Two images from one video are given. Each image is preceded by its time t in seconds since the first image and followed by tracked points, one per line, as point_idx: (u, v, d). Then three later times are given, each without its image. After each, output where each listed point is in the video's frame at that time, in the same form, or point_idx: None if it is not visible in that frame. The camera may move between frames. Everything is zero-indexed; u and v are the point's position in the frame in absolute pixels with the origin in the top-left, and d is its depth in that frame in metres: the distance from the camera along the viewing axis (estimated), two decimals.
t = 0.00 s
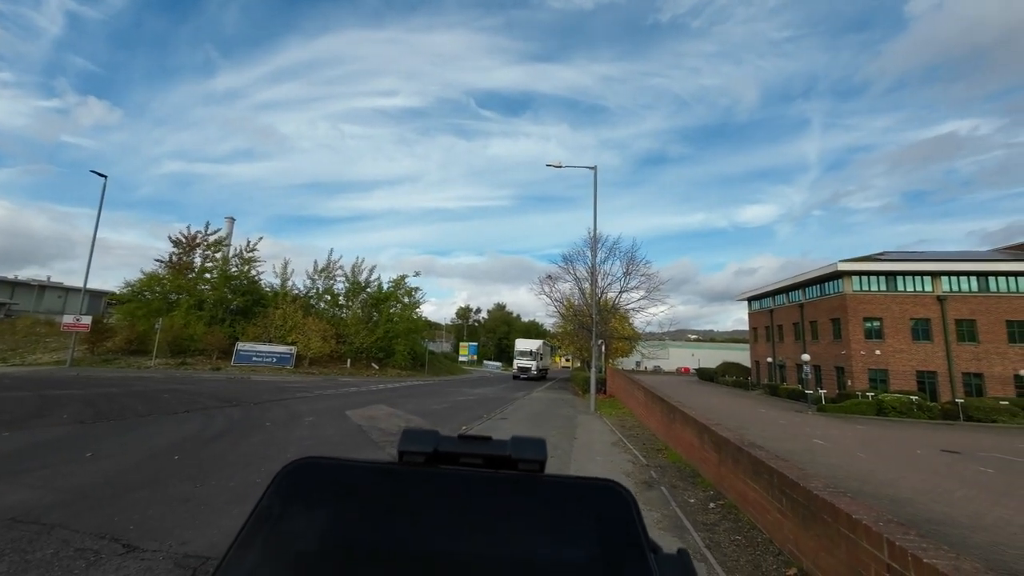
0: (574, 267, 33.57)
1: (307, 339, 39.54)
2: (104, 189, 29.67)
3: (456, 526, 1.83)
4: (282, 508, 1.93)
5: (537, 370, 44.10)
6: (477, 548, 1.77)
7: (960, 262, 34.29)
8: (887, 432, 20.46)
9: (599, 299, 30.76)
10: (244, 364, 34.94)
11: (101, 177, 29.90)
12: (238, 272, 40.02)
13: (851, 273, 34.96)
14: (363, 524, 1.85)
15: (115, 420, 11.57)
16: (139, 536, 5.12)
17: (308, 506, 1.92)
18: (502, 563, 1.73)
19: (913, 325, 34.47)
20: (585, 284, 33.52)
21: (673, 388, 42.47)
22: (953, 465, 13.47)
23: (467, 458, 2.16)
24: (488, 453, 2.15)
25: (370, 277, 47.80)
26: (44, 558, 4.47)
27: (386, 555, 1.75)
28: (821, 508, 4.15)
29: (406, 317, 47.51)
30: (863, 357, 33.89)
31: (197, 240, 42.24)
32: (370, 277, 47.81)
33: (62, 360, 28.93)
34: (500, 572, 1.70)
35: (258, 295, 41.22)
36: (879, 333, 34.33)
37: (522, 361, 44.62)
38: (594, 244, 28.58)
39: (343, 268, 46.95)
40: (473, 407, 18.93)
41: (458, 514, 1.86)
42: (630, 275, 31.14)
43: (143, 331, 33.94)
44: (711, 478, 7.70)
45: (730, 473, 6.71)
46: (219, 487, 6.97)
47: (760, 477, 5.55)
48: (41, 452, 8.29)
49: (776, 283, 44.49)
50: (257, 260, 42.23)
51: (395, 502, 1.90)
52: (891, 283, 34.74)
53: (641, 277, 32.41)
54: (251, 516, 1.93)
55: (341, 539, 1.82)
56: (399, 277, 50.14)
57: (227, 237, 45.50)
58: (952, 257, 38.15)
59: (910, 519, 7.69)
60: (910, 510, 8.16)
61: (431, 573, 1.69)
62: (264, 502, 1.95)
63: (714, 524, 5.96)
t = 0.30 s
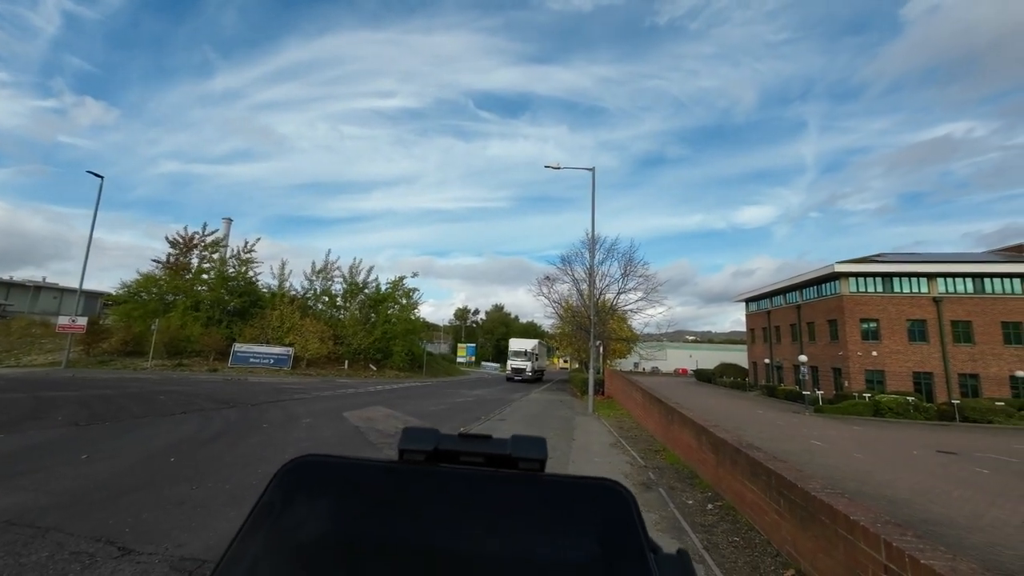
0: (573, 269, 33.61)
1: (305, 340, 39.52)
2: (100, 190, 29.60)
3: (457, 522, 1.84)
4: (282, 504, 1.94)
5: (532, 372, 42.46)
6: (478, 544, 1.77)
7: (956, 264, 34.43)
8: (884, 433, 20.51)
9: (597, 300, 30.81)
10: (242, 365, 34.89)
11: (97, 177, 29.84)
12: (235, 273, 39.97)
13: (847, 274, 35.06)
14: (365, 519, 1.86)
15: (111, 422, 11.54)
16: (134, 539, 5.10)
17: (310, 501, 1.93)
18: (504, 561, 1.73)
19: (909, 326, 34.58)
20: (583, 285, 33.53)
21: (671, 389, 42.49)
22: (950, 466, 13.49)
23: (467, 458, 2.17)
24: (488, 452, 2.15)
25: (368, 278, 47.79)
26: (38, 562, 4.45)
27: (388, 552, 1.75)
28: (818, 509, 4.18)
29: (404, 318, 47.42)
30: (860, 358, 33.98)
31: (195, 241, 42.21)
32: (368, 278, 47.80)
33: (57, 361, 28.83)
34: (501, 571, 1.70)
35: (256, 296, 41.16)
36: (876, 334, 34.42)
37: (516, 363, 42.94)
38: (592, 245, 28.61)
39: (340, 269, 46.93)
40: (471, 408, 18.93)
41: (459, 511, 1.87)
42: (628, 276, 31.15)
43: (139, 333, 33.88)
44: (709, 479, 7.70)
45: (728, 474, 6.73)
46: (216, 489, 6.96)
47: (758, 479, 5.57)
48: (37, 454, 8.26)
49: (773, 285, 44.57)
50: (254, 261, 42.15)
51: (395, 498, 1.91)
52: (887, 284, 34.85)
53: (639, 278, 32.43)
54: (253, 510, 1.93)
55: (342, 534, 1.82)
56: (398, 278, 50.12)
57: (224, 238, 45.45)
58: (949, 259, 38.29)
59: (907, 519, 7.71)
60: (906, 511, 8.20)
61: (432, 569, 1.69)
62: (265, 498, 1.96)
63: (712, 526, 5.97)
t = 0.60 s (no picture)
0: (570, 269, 33.64)
1: (301, 341, 39.48)
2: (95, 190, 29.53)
3: (457, 525, 1.84)
4: (279, 508, 1.93)
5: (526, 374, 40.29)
6: (477, 546, 1.78)
7: (951, 265, 34.58)
8: (879, 433, 20.59)
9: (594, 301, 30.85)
10: (238, 365, 34.80)
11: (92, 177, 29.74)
12: (231, 273, 39.89)
13: (843, 275, 35.17)
14: (365, 521, 1.86)
15: (105, 423, 11.50)
16: (128, 541, 5.08)
17: (310, 503, 1.93)
18: (504, 564, 1.74)
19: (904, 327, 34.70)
20: (580, 285, 33.55)
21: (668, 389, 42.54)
22: (945, 466, 13.54)
23: (465, 460, 2.17)
24: (486, 455, 2.16)
25: (365, 279, 47.75)
26: (30, 565, 4.43)
27: (388, 555, 1.76)
28: (814, 509, 4.19)
29: (402, 319, 47.37)
30: (855, 358, 34.11)
31: (191, 241, 42.12)
32: (365, 278, 47.76)
33: (51, 362, 28.72)
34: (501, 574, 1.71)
35: (252, 297, 41.05)
36: (871, 334, 34.54)
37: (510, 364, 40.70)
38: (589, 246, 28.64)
39: (337, 269, 46.88)
40: (469, 409, 18.92)
41: (459, 513, 1.87)
42: (625, 277, 31.18)
43: (134, 333, 33.78)
44: (706, 479, 7.72)
45: (724, 475, 6.74)
46: (211, 491, 6.94)
47: (754, 479, 5.58)
48: (31, 456, 8.22)
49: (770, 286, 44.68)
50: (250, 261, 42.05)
51: (396, 501, 1.91)
52: (883, 285, 34.99)
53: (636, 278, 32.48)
54: (249, 514, 1.93)
55: (343, 538, 1.82)
56: (395, 279, 50.07)
57: (220, 238, 45.34)
58: (943, 260, 38.47)
59: (902, 519, 7.74)
60: (901, 511, 8.23)
61: (433, 572, 1.69)
62: (262, 501, 1.95)
63: (708, 526, 5.98)
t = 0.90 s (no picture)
0: (566, 269, 33.64)
1: (296, 340, 39.39)
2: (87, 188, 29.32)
3: (454, 518, 1.85)
4: (280, 501, 1.94)
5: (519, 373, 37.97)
6: (473, 540, 1.79)
7: (944, 265, 34.75)
8: (872, 432, 20.68)
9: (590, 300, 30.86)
10: (232, 364, 34.63)
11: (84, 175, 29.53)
12: (226, 272, 39.71)
13: (837, 275, 35.32)
14: (362, 516, 1.87)
15: (98, 423, 11.44)
16: (122, 541, 5.07)
17: (309, 498, 1.93)
18: (502, 559, 1.75)
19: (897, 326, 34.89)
20: (577, 285, 33.56)
21: (664, 388, 42.61)
22: (938, 464, 13.61)
23: (465, 453, 2.18)
24: (487, 448, 2.18)
25: (361, 278, 47.61)
26: (23, 565, 4.42)
27: (387, 551, 1.77)
28: (806, 507, 4.22)
29: (397, 318, 47.28)
30: (849, 358, 34.25)
31: (185, 239, 41.89)
32: (361, 277, 47.62)
33: (43, 361, 28.52)
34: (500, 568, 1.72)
35: (247, 295, 40.86)
36: (864, 334, 34.71)
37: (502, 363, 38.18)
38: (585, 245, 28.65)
39: (333, 268, 46.74)
40: (465, 408, 18.90)
41: (457, 506, 1.88)
42: (622, 276, 31.20)
43: (127, 332, 33.59)
44: (701, 477, 7.76)
45: (719, 473, 6.77)
46: (205, 491, 6.92)
47: (748, 477, 5.61)
48: (22, 455, 8.18)
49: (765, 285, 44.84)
50: (245, 260, 41.83)
51: (396, 496, 1.92)
52: (876, 285, 35.15)
53: (632, 278, 32.49)
54: (250, 509, 1.93)
55: (342, 533, 1.83)
56: (391, 278, 49.97)
57: (215, 236, 45.12)
58: (936, 260, 38.68)
59: (893, 517, 7.79)
60: (894, 509, 8.28)
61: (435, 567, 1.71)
62: (263, 497, 1.95)
63: (702, 524, 6.00)
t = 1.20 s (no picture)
0: (561, 266, 33.65)
1: (290, 336, 39.42)
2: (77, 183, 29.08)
3: (448, 519, 1.87)
4: (276, 501, 1.95)
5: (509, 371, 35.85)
6: (470, 539, 1.81)
7: (933, 264, 35.10)
8: (861, 428, 20.89)
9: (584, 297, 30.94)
10: (225, 361, 34.53)
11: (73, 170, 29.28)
12: (218, 268, 39.53)
13: (829, 274, 35.54)
14: (358, 516, 1.87)
15: (88, 420, 11.39)
16: (114, 538, 5.06)
17: (305, 500, 1.93)
18: (496, 556, 1.77)
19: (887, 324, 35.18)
20: (571, 282, 33.60)
21: (657, 385, 42.79)
22: (925, 460, 13.78)
23: (460, 453, 2.16)
24: (481, 447, 2.16)
25: (355, 274, 47.52)
26: (14, 563, 4.40)
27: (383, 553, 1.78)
28: (796, 501, 4.26)
29: (392, 315, 47.24)
30: (840, 355, 34.41)
31: (176, 234, 41.64)
32: (355, 274, 47.53)
33: (32, 357, 28.33)
34: (495, 566, 1.74)
35: (240, 292, 40.72)
36: (855, 332, 34.97)
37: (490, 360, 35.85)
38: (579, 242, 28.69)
39: (327, 264, 46.60)
40: (459, 405, 18.93)
41: (452, 507, 1.89)
42: (617, 274, 31.26)
43: (118, 328, 33.48)
44: (693, 473, 7.83)
45: (711, 468, 6.80)
46: (198, 488, 6.91)
47: (739, 473, 5.66)
48: (12, 453, 8.13)
49: (758, 283, 45.07)
50: (238, 256, 41.61)
51: (393, 495, 1.93)
52: (867, 284, 35.43)
53: (627, 275, 32.57)
54: (246, 508, 1.94)
55: (339, 533, 1.83)
56: (386, 274, 49.88)
57: (207, 232, 44.86)
58: (927, 259, 38.99)
59: (881, 511, 7.88)
60: (881, 503, 8.37)
61: (432, 565, 1.73)
62: (257, 498, 1.96)
63: (694, 519, 6.05)
